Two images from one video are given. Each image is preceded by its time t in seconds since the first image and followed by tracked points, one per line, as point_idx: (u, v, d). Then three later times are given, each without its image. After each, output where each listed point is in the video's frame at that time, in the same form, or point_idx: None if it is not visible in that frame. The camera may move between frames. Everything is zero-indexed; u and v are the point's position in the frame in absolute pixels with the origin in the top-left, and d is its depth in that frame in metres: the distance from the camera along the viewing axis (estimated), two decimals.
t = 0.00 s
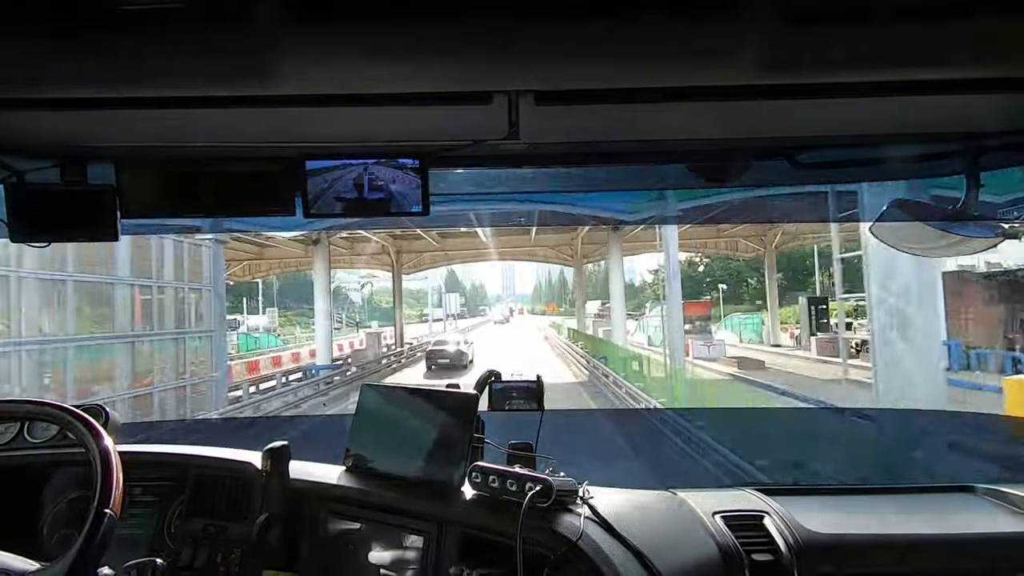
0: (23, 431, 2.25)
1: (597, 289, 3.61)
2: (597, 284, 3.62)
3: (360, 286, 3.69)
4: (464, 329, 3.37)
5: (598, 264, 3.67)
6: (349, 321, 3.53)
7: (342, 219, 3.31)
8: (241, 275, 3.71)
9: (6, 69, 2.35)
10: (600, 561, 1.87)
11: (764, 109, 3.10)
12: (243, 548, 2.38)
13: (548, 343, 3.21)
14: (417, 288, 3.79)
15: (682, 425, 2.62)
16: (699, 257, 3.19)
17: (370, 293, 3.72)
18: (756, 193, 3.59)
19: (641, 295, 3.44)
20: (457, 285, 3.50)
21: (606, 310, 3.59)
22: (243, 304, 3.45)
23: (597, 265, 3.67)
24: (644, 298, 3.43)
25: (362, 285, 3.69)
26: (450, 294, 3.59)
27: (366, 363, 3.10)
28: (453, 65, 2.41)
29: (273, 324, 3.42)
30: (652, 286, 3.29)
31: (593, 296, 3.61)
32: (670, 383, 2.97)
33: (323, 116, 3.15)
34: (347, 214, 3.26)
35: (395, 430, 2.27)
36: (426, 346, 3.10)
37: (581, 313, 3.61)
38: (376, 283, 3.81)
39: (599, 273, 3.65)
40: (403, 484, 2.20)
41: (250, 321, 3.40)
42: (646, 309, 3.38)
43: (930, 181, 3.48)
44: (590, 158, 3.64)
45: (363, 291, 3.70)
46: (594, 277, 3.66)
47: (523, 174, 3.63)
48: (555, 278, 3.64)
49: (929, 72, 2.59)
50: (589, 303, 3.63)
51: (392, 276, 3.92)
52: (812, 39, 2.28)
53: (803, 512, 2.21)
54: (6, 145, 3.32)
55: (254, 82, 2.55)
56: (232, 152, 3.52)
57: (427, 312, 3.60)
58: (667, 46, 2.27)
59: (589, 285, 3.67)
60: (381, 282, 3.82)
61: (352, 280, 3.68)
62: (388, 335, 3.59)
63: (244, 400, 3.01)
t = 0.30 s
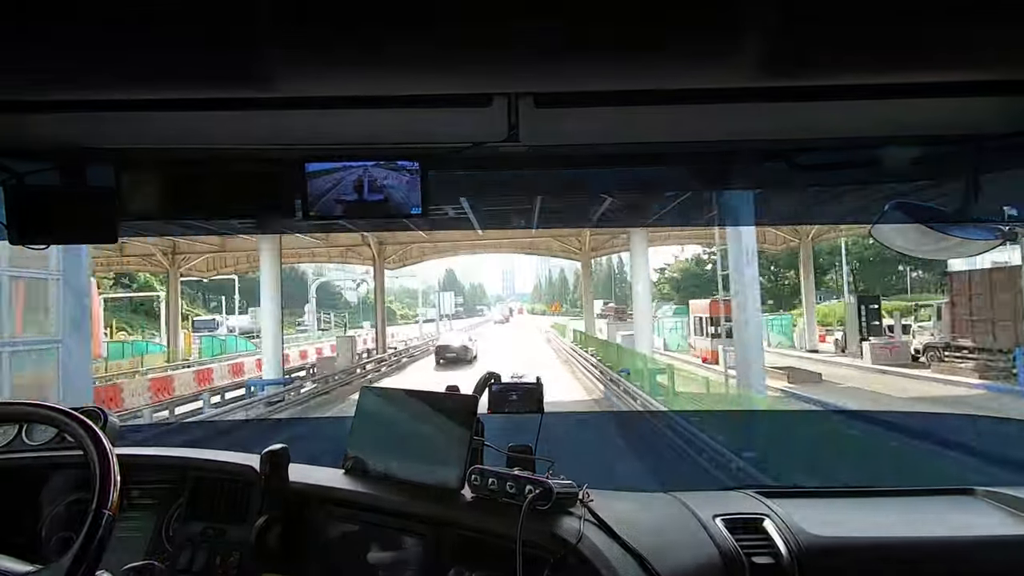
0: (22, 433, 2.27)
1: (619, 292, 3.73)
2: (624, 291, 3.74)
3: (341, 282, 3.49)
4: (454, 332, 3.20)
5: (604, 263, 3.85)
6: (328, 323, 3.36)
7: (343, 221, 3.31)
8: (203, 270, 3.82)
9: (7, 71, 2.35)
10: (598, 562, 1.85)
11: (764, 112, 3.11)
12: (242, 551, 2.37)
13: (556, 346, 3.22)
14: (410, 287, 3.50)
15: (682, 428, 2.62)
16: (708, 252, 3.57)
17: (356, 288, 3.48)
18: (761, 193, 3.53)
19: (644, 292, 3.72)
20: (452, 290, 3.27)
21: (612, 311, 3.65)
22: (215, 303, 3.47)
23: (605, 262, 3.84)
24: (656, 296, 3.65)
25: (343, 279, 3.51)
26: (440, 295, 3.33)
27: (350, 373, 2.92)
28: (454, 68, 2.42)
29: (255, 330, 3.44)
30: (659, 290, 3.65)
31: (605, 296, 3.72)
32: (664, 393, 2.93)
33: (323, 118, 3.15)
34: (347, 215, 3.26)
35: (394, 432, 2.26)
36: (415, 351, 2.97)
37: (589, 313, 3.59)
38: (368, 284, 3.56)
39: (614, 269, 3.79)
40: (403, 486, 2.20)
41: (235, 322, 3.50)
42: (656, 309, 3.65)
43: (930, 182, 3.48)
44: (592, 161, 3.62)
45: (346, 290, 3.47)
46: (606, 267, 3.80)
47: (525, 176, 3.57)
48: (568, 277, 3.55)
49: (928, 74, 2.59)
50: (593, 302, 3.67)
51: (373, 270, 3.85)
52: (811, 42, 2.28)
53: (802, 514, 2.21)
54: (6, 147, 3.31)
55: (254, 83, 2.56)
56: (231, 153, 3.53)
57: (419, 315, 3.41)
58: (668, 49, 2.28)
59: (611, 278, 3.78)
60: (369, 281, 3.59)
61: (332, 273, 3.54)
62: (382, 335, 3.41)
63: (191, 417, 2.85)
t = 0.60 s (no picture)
0: (22, 433, 2.24)
1: (639, 298, 3.31)
2: (636, 289, 3.32)
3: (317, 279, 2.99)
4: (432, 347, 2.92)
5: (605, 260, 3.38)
6: (305, 327, 2.91)
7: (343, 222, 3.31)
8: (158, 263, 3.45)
9: (8, 72, 2.36)
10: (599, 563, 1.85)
11: (763, 113, 3.11)
12: (240, 552, 2.36)
13: (548, 343, 2.91)
14: (403, 288, 3.18)
15: (688, 429, 2.57)
16: (717, 251, 3.09)
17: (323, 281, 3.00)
18: (761, 191, 3.49)
19: (653, 290, 3.29)
20: (452, 290, 3.13)
21: (615, 310, 3.24)
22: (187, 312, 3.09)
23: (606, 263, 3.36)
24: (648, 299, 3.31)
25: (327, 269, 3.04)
26: (436, 294, 3.16)
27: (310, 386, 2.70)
28: (455, 69, 2.43)
29: (235, 332, 2.97)
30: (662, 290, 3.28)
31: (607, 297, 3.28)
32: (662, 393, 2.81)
33: (323, 118, 3.15)
34: (347, 215, 3.26)
35: (393, 433, 2.24)
36: (396, 359, 2.75)
37: (595, 313, 3.21)
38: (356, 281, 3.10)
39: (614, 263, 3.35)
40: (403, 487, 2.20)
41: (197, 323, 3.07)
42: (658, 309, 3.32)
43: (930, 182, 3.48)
44: (588, 160, 3.69)
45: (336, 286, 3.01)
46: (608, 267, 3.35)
47: (523, 176, 3.59)
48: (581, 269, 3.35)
49: (928, 76, 2.60)
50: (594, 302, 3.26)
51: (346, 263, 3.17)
52: (811, 44, 2.29)
53: (801, 514, 2.21)
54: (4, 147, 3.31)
55: (255, 84, 2.56)
56: (243, 152, 3.63)
57: (414, 314, 3.19)
58: (668, 51, 2.29)
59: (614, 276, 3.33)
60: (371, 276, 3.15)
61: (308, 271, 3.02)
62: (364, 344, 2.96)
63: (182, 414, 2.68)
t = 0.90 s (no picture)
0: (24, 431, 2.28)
1: (645, 298, 3.11)
2: (640, 288, 3.10)
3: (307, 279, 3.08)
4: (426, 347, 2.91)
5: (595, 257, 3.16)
6: (289, 326, 2.95)
7: (343, 221, 3.29)
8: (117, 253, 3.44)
9: (8, 71, 2.36)
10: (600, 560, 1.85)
11: (764, 111, 3.11)
12: (242, 550, 2.28)
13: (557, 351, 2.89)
14: (393, 283, 3.13)
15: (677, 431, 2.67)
16: (728, 249, 3.39)
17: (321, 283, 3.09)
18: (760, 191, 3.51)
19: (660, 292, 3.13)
20: (449, 292, 3.05)
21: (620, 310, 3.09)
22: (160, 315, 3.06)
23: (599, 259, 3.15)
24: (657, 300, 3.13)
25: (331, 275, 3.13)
26: (429, 292, 3.06)
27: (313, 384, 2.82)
28: (455, 69, 2.43)
29: (211, 333, 2.97)
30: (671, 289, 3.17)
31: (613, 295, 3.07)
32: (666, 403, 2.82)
33: (323, 118, 3.15)
34: (346, 215, 3.23)
35: (394, 432, 2.26)
36: (372, 369, 2.68)
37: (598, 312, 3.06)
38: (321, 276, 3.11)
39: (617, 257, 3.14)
40: (404, 486, 2.20)
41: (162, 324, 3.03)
42: (666, 307, 3.15)
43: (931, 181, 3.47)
44: (592, 159, 3.62)
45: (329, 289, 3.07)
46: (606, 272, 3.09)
47: (524, 175, 3.56)
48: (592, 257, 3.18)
49: (928, 74, 2.60)
50: (598, 301, 3.07)
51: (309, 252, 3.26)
52: (811, 42, 2.29)
53: (801, 511, 2.22)
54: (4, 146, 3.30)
55: (256, 83, 2.57)
56: (238, 151, 3.55)
57: (405, 314, 3.14)
58: (667, 49, 2.28)
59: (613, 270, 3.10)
60: (363, 278, 3.14)
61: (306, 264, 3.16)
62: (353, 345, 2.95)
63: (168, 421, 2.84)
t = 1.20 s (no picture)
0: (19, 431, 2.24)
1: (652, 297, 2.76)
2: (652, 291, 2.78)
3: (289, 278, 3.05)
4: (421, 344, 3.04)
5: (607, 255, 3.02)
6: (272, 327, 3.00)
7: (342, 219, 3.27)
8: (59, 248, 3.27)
9: (8, 68, 2.36)
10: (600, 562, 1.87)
11: (764, 110, 3.11)
12: (240, 549, 2.31)
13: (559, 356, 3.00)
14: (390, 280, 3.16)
15: (686, 430, 2.61)
16: (739, 245, 2.68)
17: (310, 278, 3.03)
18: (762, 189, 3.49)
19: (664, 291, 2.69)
20: (446, 292, 3.21)
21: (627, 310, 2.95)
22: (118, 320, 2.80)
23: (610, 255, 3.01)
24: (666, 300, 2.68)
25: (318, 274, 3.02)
26: (428, 291, 3.28)
27: (288, 397, 3.02)
28: (455, 67, 2.43)
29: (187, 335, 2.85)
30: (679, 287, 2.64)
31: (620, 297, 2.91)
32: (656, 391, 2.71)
33: (322, 116, 3.14)
34: (345, 213, 3.22)
35: (394, 431, 2.26)
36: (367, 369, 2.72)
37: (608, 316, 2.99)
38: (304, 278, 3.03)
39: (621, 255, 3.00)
40: (403, 484, 2.20)
41: (122, 327, 2.77)
42: (674, 308, 2.65)
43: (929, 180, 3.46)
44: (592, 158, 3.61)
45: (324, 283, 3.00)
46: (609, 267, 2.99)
47: (522, 174, 3.56)
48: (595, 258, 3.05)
49: (928, 73, 2.60)
50: (602, 301, 3.02)
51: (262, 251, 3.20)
52: (810, 42, 2.29)
53: (800, 510, 2.23)
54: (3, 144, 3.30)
55: (256, 82, 2.57)
56: (237, 148, 3.56)
57: (397, 316, 3.24)
58: (667, 48, 2.28)
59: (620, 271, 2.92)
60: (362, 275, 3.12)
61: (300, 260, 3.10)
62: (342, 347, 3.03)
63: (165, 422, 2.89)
